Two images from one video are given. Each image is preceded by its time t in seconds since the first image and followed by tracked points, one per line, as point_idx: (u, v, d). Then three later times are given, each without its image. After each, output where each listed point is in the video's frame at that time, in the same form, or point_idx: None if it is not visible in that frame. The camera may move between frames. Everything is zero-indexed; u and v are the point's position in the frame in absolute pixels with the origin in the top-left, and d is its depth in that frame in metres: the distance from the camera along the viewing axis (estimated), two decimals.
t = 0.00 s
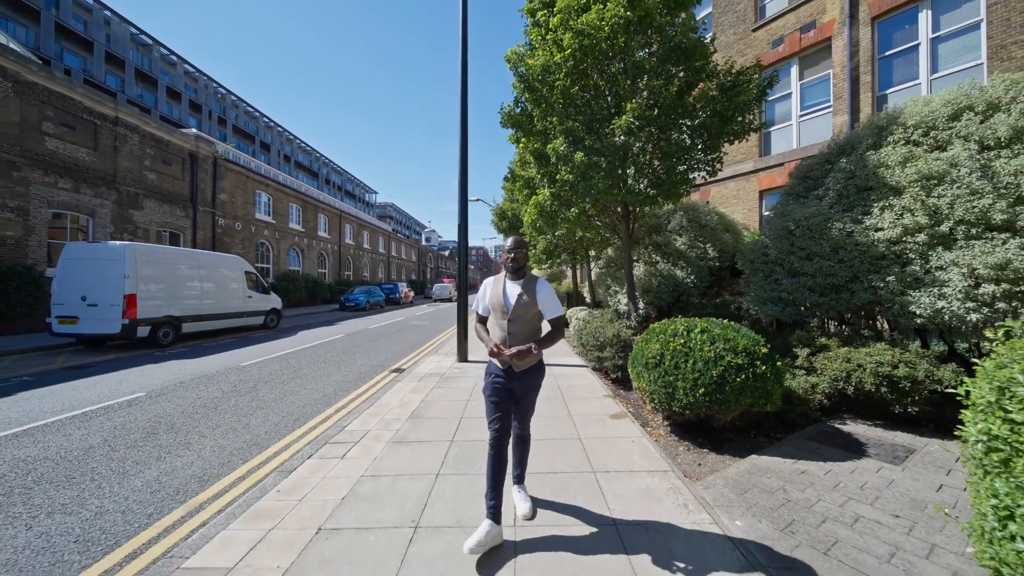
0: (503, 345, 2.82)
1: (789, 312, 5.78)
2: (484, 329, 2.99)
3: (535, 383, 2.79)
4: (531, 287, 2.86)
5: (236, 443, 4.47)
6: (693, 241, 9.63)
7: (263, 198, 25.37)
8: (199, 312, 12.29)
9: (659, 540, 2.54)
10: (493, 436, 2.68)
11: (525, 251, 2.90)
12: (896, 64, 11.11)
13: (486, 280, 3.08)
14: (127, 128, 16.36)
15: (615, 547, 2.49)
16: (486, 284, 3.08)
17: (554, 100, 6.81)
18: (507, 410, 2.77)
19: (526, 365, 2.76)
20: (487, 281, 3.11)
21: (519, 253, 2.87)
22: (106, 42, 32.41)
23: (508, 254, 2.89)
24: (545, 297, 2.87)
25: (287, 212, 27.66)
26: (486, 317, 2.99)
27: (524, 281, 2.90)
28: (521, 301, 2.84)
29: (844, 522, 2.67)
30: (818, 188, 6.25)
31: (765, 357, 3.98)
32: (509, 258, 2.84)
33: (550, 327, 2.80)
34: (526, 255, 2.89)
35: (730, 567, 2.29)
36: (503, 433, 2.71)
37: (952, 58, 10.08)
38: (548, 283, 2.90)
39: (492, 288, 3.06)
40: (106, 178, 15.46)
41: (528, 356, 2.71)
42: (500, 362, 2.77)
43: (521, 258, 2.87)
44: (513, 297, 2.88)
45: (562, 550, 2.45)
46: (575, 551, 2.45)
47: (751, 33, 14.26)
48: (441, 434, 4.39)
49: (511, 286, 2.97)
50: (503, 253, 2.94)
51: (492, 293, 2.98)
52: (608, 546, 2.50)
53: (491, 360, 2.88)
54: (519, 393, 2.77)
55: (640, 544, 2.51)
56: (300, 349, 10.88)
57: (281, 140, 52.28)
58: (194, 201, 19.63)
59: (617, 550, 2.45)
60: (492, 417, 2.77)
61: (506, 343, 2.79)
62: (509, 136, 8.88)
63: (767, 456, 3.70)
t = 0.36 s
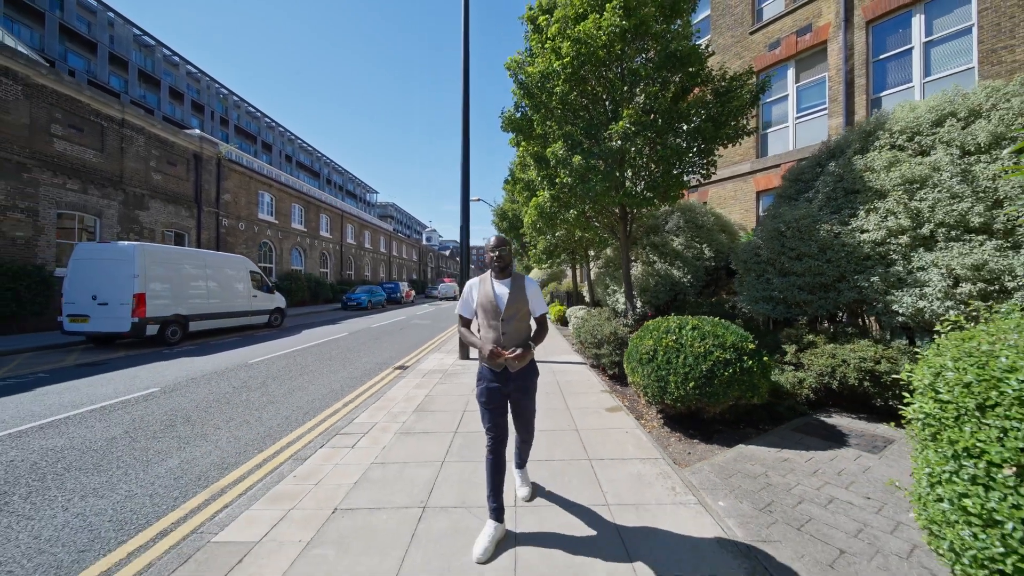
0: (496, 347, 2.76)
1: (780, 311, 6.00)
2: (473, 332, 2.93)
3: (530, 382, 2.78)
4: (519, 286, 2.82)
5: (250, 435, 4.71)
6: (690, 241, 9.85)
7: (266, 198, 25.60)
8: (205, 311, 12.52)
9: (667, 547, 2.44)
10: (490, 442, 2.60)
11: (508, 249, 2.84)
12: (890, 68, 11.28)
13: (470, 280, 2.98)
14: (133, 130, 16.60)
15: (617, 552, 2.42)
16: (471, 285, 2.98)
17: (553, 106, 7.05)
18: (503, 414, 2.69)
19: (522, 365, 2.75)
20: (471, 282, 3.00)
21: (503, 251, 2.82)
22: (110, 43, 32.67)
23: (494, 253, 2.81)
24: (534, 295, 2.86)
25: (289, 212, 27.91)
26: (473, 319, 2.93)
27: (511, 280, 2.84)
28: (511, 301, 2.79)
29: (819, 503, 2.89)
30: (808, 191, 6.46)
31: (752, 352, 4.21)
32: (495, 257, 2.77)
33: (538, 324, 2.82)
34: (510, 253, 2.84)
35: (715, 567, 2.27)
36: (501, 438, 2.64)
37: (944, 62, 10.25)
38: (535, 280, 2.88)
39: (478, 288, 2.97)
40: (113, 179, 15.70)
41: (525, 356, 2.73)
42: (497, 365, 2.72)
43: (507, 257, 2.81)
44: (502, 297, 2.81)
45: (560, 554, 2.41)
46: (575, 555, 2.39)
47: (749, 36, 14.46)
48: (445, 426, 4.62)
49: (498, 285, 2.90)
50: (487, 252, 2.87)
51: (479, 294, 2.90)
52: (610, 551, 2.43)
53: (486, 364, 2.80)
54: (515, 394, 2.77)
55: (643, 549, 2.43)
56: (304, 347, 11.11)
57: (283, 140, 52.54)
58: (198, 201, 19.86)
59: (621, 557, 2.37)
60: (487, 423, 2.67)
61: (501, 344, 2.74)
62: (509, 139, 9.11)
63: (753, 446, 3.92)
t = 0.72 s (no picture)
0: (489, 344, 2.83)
1: (771, 310, 6.23)
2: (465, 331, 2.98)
3: (524, 378, 2.84)
4: (509, 284, 2.88)
5: (264, 427, 4.95)
6: (686, 242, 10.09)
7: (269, 200, 25.87)
8: (212, 310, 12.75)
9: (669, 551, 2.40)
10: (487, 433, 2.78)
11: (497, 248, 2.88)
12: (883, 72, 11.50)
13: (461, 280, 3.03)
14: (140, 132, 16.87)
15: (616, 548, 2.45)
16: (462, 284, 3.04)
17: (552, 112, 7.31)
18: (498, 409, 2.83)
19: (515, 360, 2.80)
20: (461, 282, 3.05)
21: (492, 250, 2.85)
22: (115, 45, 33.01)
23: (482, 253, 2.83)
24: (524, 292, 2.92)
25: (292, 212, 28.18)
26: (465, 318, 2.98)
27: (501, 278, 2.91)
28: (502, 298, 2.85)
29: (796, 486, 3.12)
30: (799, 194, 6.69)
31: (740, 348, 4.46)
32: (484, 257, 2.80)
33: (528, 320, 2.88)
34: (499, 252, 2.88)
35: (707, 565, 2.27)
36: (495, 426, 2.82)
37: (936, 66, 10.46)
38: (524, 278, 2.94)
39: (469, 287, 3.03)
40: (120, 181, 15.96)
41: (519, 351, 2.78)
42: (490, 361, 2.77)
43: (496, 255, 2.85)
44: (492, 296, 2.87)
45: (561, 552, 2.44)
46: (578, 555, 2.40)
47: (745, 40, 14.68)
48: (450, 418, 4.87)
49: (488, 284, 2.94)
50: (476, 251, 2.90)
51: (470, 293, 2.95)
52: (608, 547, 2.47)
53: (479, 361, 2.85)
54: (509, 390, 2.83)
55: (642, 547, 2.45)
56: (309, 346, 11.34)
57: (285, 141, 52.90)
58: (203, 202, 20.12)
59: (620, 554, 2.40)
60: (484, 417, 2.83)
61: (494, 340, 2.78)
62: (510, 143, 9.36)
63: (740, 436, 4.16)
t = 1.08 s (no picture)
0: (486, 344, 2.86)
1: (761, 309, 6.47)
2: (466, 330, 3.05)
3: (519, 380, 2.81)
4: (509, 286, 2.88)
5: (278, 419, 5.22)
6: (683, 243, 10.32)
7: (271, 201, 26.13)
8: (218, 310, 12.99)
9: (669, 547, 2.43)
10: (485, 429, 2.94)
11: (501, 251, 2.92)
12: (876, 76, 11.72)
13: (464, 281, 3.09)
14: (146, 135, 17.13)
15: (616, 546, 2.48)
16: (466, 285, 3.10)
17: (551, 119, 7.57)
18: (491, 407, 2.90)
19: (511, 362, 2.79)
20: (465, 284, 3.11)
21: (496, 253, 2.89)
22: (118, 47, 33.28)
23: (485, 255, 2.89)
24: (524, 294, 2.89)
25: (294, 213, 28.42)
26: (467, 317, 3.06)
27: (502, 280, 2.92)
28: (501, 300, 2.85)
29: (776, 471, 3.37)
30: (789, 197, 6.94)
31: (729, 344, 4.71)
32: (486, 259, 2.85)
33: (528, 323, 2.84)
34: (503, 254, 2.91)
35: (703, 558, 2.32)
36: (493, 422, 2.95)
37: (927, 71, 10.70)
38: (526, 280, 2.91)
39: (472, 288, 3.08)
40: (127, 183, 16.21)
41: (513, 353, 2.76)
42: (485, 361, 2.80)
43: (499, 258, 2.88)
44: (491, 297, 2.89)
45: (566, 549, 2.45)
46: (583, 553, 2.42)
47: (742, 44, 14.88)
48: (454, 412, 5.12)
49: (490, 286, 2.97)
50: (480, 253, 2.95)
51: (471, 294, 3.00)
52: (608, 546, 2.49)
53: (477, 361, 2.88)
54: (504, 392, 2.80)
55: (642, 546, 2.47)
56: (314, 345, 11.58)
57: (286, 141, 53.19)
58: (207, 203, 20.37)
59: (621, 552, 2.42)
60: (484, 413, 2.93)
61: (489, 341, 2.81)
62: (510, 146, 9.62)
63: (728, 428, 4.40)
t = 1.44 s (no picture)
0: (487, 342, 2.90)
1: (752, 307, 6.68)
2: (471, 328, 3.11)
3: (518, 379, 2.83)
4: (513, 285, 2.90)
5: (287, 414, 5.44)
6: (679, 244, 10.53)
7: (273, 201, 26.36)
8: (223, 309, 13.23)
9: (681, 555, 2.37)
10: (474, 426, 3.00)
11: (508, 250, 2.96)
12: (869, 79, 11.94)
13: (471, 279, 3.16)
14: (150, 137, 17.35)
15: (609, 531, 2.63)
16: (472, 283, 3.16)
17: (550, 124, 7.81)
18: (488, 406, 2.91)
19: (509, 361, 2.80)
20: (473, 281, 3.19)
21: (503, 251, 2.94)
22: (121, 49, 33.51)
23: (491, 253, 2.97)
24: (525, 292, 2.87)
25: (296, 213, 28.65)
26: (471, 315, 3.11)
27: (506, 279, 2.95)
28: (502, 298, 2.89)
29: (759, 458, 3.58)
30: (780, 199, 7.16)
31: (718, 341, 4.94)
32: (493, 257, 2.91)
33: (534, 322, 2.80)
34: (509, 253, 2.96)
35: (717, 568, 2.27)
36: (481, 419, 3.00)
37: (919, 74, 10.90)
38: (529, 279, 2.90)
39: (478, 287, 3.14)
40: (132, 184, 16.43)
41: (507, 354, 2.74)
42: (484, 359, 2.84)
43: (505, 257, 2.94)
44: (494, 295, 2.94)
45: (565, 541, 2.54)
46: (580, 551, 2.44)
47: (738, 46, 15.08)
48: (456, 406, 5.35)
49: (494, 285, 3.02)
50: (487, 252, 3.01)
51: (475, 293, 3.06)
52: (605, 538, 2.56)
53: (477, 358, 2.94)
54: (503, 390, 2.83)
55: (645, 550, 2.43)
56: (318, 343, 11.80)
57: (287, 142, 53.44)
58: (210, 204, 20.59)
59: (620, 552, 2.42)
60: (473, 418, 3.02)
61: (485, 339, 2.88)
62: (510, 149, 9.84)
63: (717, 420, 4.62)
